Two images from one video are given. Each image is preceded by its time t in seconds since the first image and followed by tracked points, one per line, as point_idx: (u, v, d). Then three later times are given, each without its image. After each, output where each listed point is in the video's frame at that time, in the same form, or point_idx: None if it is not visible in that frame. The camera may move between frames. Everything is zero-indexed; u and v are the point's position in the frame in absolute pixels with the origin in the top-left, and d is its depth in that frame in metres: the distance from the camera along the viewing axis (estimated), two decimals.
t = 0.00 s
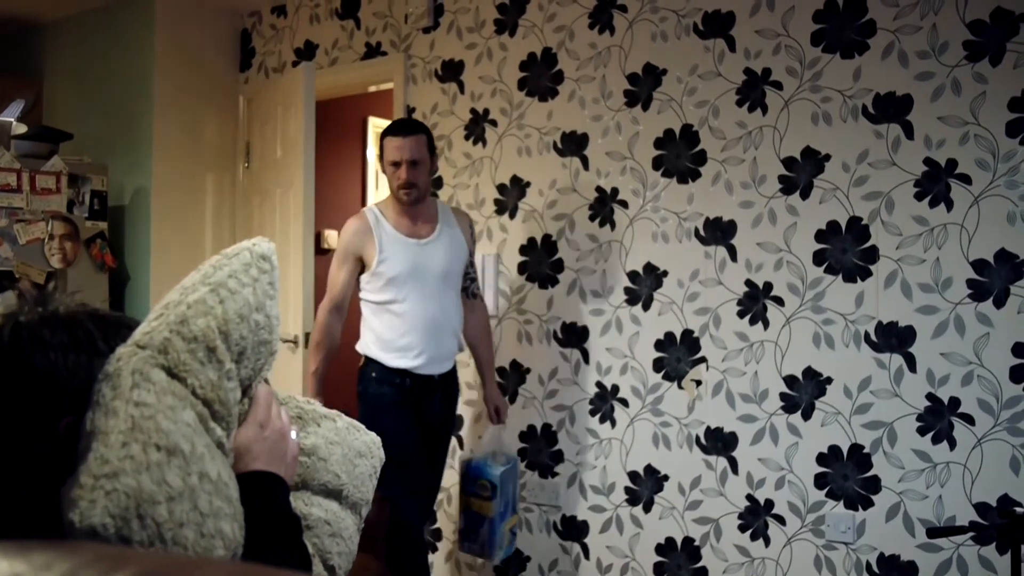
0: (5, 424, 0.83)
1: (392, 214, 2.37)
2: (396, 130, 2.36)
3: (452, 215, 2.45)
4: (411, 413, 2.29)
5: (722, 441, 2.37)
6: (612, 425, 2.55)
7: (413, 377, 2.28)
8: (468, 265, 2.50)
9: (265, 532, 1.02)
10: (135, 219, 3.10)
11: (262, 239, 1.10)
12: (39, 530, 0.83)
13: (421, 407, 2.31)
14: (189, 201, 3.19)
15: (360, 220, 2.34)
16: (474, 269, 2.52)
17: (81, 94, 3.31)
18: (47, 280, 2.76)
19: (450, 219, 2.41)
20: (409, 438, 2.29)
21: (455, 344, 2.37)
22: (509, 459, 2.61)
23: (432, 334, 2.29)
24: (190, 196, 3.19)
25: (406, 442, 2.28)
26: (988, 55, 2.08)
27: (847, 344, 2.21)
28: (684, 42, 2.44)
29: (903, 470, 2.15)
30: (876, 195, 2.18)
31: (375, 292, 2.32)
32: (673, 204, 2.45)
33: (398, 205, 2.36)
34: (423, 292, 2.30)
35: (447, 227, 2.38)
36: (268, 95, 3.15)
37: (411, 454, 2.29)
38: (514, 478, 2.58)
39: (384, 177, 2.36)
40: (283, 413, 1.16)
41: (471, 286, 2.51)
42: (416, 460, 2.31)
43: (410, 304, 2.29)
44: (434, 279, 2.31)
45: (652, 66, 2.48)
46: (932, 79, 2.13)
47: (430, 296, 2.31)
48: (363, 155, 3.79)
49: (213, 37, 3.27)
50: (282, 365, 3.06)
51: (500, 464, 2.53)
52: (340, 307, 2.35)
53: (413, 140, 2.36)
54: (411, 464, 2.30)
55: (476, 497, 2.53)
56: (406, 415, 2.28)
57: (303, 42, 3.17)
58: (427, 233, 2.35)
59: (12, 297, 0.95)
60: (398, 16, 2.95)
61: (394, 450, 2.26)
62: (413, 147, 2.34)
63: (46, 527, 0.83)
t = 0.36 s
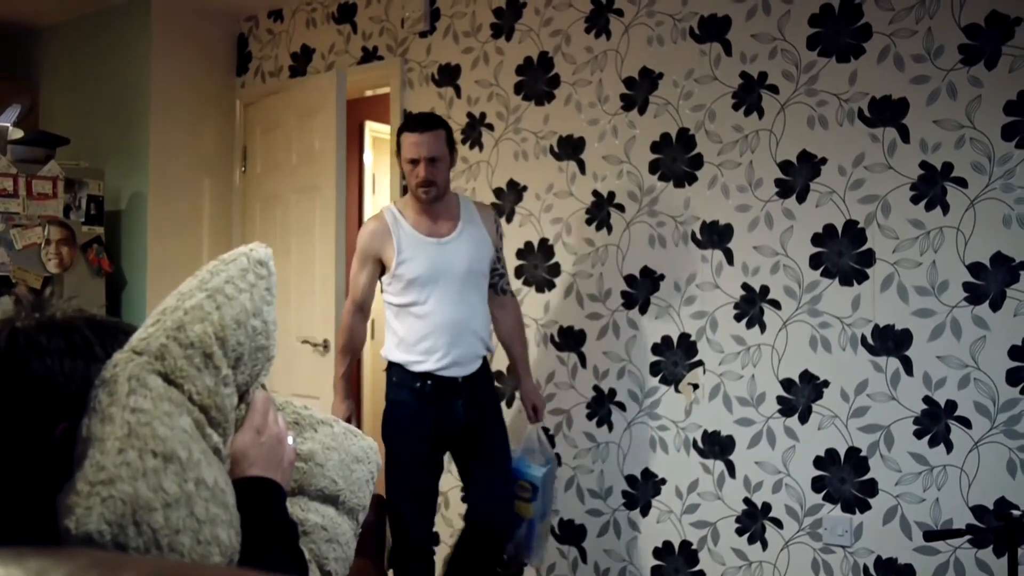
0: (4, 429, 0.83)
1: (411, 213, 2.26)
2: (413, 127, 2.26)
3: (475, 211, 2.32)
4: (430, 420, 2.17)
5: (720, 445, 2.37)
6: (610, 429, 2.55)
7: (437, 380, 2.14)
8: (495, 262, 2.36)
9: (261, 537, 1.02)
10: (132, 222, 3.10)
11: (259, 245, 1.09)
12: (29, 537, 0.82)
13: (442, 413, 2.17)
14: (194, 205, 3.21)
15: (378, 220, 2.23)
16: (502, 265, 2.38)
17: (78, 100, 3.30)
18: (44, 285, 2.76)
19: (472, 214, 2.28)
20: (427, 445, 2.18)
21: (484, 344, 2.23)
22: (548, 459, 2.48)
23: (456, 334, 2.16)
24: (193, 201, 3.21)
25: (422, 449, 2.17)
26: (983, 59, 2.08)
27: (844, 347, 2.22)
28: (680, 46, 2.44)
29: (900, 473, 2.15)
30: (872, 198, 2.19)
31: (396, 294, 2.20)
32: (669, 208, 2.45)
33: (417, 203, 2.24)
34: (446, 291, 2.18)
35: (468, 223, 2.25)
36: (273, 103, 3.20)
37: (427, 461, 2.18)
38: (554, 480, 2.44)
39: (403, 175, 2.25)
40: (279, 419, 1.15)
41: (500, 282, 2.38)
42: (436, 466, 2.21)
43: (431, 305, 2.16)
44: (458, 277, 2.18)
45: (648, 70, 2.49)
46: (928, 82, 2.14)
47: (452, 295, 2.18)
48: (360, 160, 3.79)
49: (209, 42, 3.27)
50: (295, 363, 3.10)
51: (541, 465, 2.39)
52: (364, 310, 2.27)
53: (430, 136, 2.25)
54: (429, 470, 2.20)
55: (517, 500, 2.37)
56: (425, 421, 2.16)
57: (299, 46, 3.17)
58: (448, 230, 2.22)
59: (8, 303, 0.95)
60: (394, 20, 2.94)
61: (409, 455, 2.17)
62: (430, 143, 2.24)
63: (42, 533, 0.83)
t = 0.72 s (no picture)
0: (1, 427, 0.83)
1: (439, 210, 2.19)
2: (443, 123, 2.18)
3: (509, 211, 2.19)
4: (444, 424, 2.09)
5: (716, 443, 2.37)
6: (606, 427, 2.55)
7: (451, 383, 2.07)
8: (531, 264, 2.23)
9: (256, 535, 1.02)
10: (128, 221, 3.09)
11: (257, 243, 1.11)
12: (27, 535, 0.81)
13: (457, 417, 2.08)
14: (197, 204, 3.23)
15: (405, 216, 2.19)
16: (539, 268, 2.24)
17: (73, 99, 3.30)
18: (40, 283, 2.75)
19: (503, 215, 2.17)
20: (440, 450, 2.10)
21: (507, 351, 2.10)
22: (599, 474, 2.27)
23: (472, 337, 2.06)
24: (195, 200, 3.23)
25: (433, 452, 2.10)
26: (980, 58, 2.09)
27: (840, 346, 2.22)
28: (677, 45, 2.44)
29: (896, 472, 2.16)
30: (869, 197, 2.19)
31: (417, 291, 2.16)
32: (666, 207, 2.45)
33: (446, 201, 2.17)
34: (466, 292, 2.09)
35: (497, 223, 2.14)
36: (275, 102, 3.22)
37: (440, 465, 2.11)
38: (606, 495, 2.24)
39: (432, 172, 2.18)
40: (276, 417, 1.15)
41: (536, 285, 2.24)
42: (451, 472, 2.14)
43: (448, 304, 2.09)
44: (479, 278, 2.09)
45: (645, 69, 2.48)
46: (924, 81, 2.14)
47: (470, 297, 2.09)
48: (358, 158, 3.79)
49: (206, 41, 3.26)
50: (302, 360, 3.09)
51: (586, 481, 2.20)
52: (393, 305, 2.27)
53: (460, 133, 2.17)
54: (444, 475, 2.13)
55: (569, 520, 2.21)
56: (437, 424, 2.09)
57: (296, 44, 3.16)
58: (473, 229, 2.12)
59: (3, 301, 0.95)
60: (391, 18, 2.93)
61: (420, 458, 2.10)
62: (460, 140, 2.15)
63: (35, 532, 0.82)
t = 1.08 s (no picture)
0: None
1: (491, 201, 2.07)
2: (507, 110, 2.04)
3: (565, 207, 2.04)
4: (476, 420, 1.98)
5: (703, 442, 2.38)
6: (594, 427, 2.56)
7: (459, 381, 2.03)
8: (583, 265, 2.06)
9: (242, 535, 1.02)
10: (113, 223, 3.07)
11: (239, 241, 1.10)
12: (10, 538, 0.81)
13: (488, 417, 1.97)
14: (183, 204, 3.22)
15: (458, 205, 2.10)
16: (591, 270, 2.06)
17: (59, 98, 3.28)
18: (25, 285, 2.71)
19: (556, 210, 2.02)
20: (469, 450, 1.99)
21: (546, 351, 1.97)
22: (640, 496, 2.11)
23: (507, 333, 1.95)
24: (181, 200, 3.21)
25: (462, 451, 2.00)
26: (964, 58, 2.10)
27: (826, 345, 2.23)
28: (664, 45, 2.44)
29: (882, 470, 2.17)
30: (854, 197, 2.20)
31: (459, 281, 2.07)
32: (653, 206, 2.46)
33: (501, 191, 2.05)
34: (505, 285, 1.98)
35: (547, 219, 2.00)
36: (262, 104, 3.21)
37: (468, 466, 2.00)
38: (646, 519, 2.05)
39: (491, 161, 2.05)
40: (261, 416, 1.14)
41: (588, 290, 2.06)
42: (479, 475, 2.03)
43: (486, 297, 1.99)
44: (520, 272, 1.97)
45: (632, 69, 2.48)
46: (909, 82, 2.15)
47: (510, 290, 1.97)
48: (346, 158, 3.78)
49: (193, 40, 3.25)
50: (289, 361, 3.08)
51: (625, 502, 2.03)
52: (443, 294, 2.16)
53: (524, 122, 2.03)
54: (471, 477, 2.02)
55: (607, 544, 2.05)
56: (468, 421, 1.98)
57: (283, 44, 3.15)
58: (521, 223, 2.00)
59: None
60: (378, 18, 2.91)
61: (448, 455, 2.00)
62: (524, 129, 2.01)
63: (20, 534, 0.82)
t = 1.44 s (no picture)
0: None
1: (518, 197, 2.01)
2: (540, 105, 1.97)
3: (592, 207, 1.99)
4: (492, 418, 1.93)
5: (691, 443, 2.39)
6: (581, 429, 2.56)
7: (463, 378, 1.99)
8: (607, 266, 2.01)
9: (229, 532, 1.02)
10: (100, 223, 3.06)
11: (225, 239, 1.09)
12: None
13: (507, 415, 1.92)
14: (171, 205, 3.22)
15: (483, 200, 2.02)
16: (615, 273, 2.01)
17: (45, 98, 3.27)
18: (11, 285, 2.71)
19: (585, 210, 1.97)
20: (490, 449, 1.93)
21: (568, 353, 1.92)
22: (658, 503, 2.07)
23: (530, 333, 1.89)
24: (168, 201, 3.20)
25: (482, 450, 1.93)
26: (950, 60, 2.11)
27: (813, 346, 2.24)
28: (652, 47, 2.44)
29: (868, 471, 2.18)
30: (841, 199, 2.21)
31: (481, 278, 2.01)
32: (641, 208, 2.46)
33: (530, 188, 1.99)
34: (530, 284, 1.92)
35: (576, 217, 1.95)
36: (250, 104, 3.20)
37: (488, 466, 1.94)
38: (665, 526, 2.02)
39: (522, 158, 1.98)
40: (247, 415, 1.14)
41: (612, 293, 2.01)
42: (500, 477, 1.96)
43: (509, 295, 1.93)
44: (546, 271, 1.91)
45: (620, 71, 2.48)
46: (896, 84, 2.16)
47: (536, 290, 1.92)
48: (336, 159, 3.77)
49: (181, 41, 3.25)
50: (278, 362, 3.07)
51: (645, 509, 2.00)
52: (465, 295, 2.07)
53: (559, 119, 1.96)
54: (492, 478, 1.95)
55: (623, 553, 1.99)
56: (487, 419, 1.93)
57: (271, 44, 3.15)
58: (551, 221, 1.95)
59: None
60: (366, 19, 2.90)
61: (467, 455, 1.94)
62: (558, 127, 1.95)
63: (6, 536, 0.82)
